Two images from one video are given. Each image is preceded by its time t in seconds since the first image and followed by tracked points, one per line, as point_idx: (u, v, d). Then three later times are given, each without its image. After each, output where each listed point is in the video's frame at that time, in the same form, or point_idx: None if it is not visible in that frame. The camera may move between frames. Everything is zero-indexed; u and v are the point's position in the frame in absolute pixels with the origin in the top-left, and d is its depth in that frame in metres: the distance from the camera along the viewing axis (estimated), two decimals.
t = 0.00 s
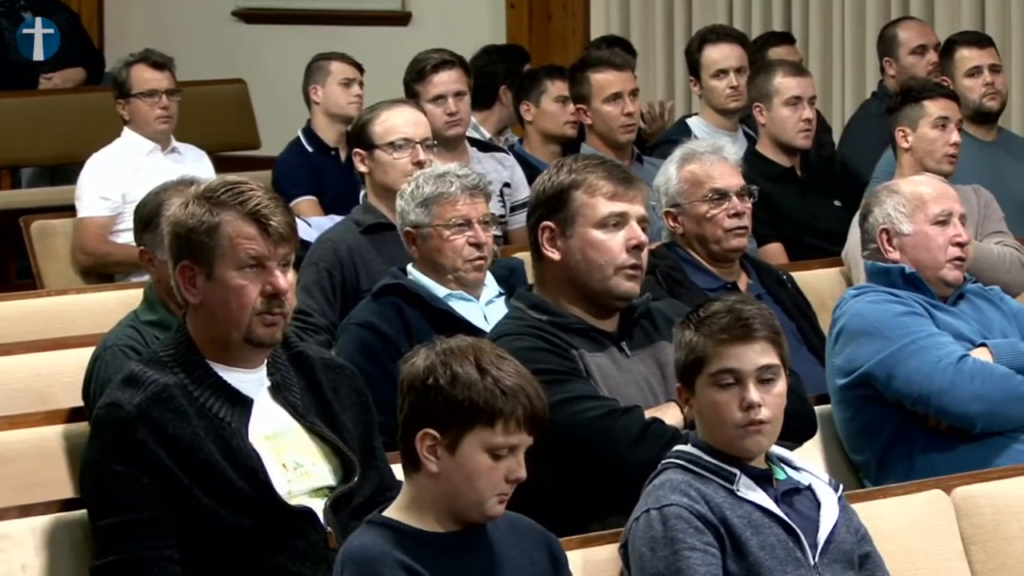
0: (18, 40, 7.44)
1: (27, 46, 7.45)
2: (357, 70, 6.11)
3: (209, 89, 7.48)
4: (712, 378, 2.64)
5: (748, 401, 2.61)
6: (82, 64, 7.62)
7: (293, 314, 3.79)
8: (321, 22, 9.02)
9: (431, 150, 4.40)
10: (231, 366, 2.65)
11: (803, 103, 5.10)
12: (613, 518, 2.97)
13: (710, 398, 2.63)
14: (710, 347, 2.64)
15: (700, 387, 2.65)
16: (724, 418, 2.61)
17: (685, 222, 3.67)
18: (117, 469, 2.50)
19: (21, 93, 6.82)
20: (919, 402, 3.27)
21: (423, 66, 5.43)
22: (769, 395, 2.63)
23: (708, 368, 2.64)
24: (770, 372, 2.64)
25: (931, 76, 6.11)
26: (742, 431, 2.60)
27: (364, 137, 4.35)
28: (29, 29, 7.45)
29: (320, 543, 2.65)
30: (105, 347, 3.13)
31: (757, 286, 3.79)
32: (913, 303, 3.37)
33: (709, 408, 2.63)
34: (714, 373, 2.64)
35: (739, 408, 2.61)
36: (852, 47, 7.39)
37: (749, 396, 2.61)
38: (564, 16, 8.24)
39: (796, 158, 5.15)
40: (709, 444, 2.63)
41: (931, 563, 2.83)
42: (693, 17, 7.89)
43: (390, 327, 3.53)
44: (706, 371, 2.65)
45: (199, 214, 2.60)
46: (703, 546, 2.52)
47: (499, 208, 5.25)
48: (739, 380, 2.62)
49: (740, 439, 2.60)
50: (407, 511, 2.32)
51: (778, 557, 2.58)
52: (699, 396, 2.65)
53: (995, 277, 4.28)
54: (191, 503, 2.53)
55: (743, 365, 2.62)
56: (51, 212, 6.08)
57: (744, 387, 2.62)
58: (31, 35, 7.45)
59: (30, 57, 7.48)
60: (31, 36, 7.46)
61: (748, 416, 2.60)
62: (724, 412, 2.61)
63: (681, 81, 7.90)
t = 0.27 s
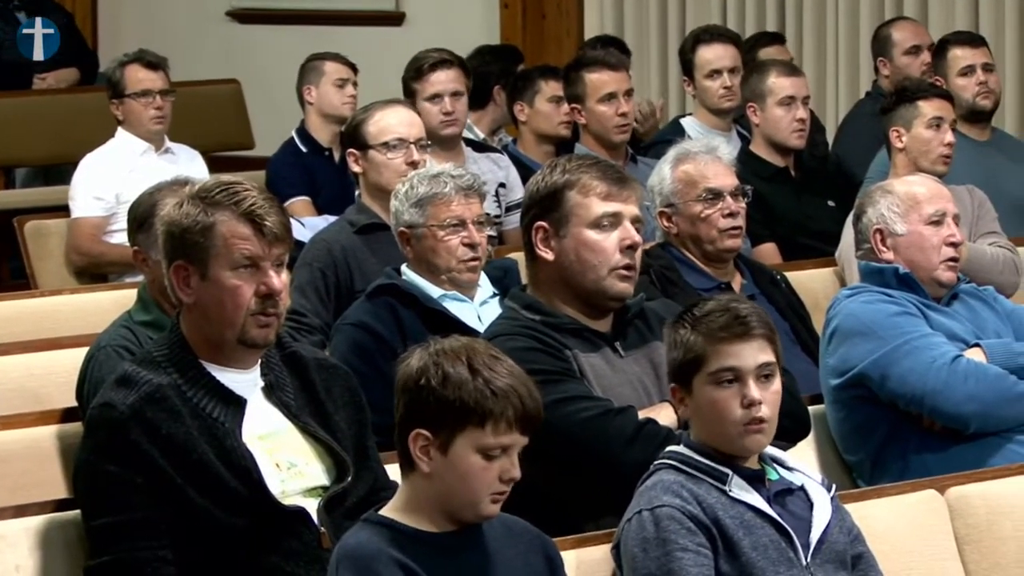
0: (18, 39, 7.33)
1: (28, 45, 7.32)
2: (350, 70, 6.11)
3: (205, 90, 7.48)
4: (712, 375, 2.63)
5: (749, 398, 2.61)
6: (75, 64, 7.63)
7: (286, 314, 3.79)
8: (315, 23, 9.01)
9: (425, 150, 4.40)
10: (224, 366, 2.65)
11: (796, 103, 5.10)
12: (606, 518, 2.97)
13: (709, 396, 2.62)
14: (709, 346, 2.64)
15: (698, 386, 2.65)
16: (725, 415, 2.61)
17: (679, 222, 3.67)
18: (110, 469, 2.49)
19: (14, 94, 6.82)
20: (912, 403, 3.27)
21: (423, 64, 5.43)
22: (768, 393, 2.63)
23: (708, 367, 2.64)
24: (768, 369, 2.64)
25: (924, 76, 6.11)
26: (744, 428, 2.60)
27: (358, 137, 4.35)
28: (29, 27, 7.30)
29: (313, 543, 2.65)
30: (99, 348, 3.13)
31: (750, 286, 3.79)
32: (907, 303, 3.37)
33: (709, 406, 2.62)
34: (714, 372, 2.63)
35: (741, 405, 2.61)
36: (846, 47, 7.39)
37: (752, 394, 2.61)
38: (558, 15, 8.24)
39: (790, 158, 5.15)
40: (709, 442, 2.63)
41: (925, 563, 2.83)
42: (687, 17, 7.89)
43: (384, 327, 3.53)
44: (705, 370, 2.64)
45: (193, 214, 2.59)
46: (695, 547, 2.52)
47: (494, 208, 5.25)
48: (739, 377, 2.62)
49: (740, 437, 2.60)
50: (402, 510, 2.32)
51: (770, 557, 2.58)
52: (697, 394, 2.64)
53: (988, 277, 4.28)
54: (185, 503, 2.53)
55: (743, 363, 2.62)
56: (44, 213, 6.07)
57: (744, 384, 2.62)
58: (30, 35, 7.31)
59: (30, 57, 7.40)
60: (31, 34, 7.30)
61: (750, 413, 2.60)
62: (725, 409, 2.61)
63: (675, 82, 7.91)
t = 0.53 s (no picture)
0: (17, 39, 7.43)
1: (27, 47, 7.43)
2: (337, 71, 6.10)
3: (192, 92, 7.47)
4: (701, 378, 2.64)
5: (740, 397, 2.62)
6: (63, 66, 7.62)
7: (274, 315, 3.78)
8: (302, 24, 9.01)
9: (413, 151, 4.40)
10: (212, 368, 2.64)
11: (785, 104, 5.10)
12: (594, 520, 2.97)
13: (698, 398, 2.63)
14: (697, 349, 2.64)
15: (687, 389, 2.65)
16: (717, 417, 2.61)
17: (667, 224, 3.67)
18: (97, 470, 2.48)
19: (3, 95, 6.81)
20: (900, 405, 3.27)
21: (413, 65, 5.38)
22: (756, 390, 2.64)
23: (696, 369, 2.64)
24: (755, 367, 2.65)
25: (912, 77, 6.12)
26: (738, 428, 2.61)
27: (346, 139, 4.34)
28: (29, 29, 7.42)
29: (300, 545, 2.64)
30: (86, 350, 3.12)
31: (738, 287, 3.79)
32: (894, 304, 3.37)
33: (700, 409, 2.62)
34: (703, 374, 2.64)
35: (732, 405, 2.62)
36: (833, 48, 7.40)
37: (743, 392, 2.62)
38: (548, 17, 8.25)
39: (778, 160, 5.15)
40: (702, 445, 2.63)
41: (913, 564, 2.84)
42: (674, 18, 7.90)
43: (372, 329, 3.53)
44: (694, 373, 2.64)
45: (182, 215, 2.59)
46: (683, 549, 2.51)
47: (482, 210, 5.25)
48: (728, 378, 2.63)
49: (734, 436, 2.60)
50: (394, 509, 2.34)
51: (758, 558, 2.58)
52: (686, 398, 2.65)
53: (975, 279, 4.29)
54: (172, 504, 2.52)
55: (731, 363, 2.62)
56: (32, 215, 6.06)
57: (733, 384, 2.63)
58: (30, 35, 7.42)
59: (29, 57, 7.47)
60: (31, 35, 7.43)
61: (742, 412, 2.61)
62: (717, 411, 2.61)
63: (663, 83, 7.91)
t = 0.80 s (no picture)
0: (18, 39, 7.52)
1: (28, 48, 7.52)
2: (317, 73, 6.10)
3: (171, 93, 7.46)
4: (682, 381, 2.64)
5: (722, 400, 2.63)
6: (42, 69, 7.57)
7: (254, 317, 3.77)
8: (283, 26, 8.99)
9: (394, 153, 4.39)
10: (192, 370, 2.63)
11: (764, 106, 5.11)
12: (575, 521, 2.96)
13: (680, 402, 2.63)
14: (679, 352, 2.64)
15: (669, 392, 2.64)
16: (698, 420, 2.61)
17: (647, 225, 3.67)
18: (77, 472, 2.48)
19: None
20: (880, 406, 3.27)
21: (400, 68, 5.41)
22: (736, 392, 2.65)
23: (677, 373, 2.64)
24: (735, 369, 2.66)
25: (892, 79, 6.13)
26: (718, 431, 2.61)
27: (326, 140, 4.34)
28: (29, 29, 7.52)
29: (280, 547, 2.63)
30: (66, 351, 3.11)
31: (718, 289, 3.79)
32: (874, 306, 3.37)
33: (681, 412, 2.62)
34: (684, 377, 2.64)
35: (714, 408, 2.62)
36: (814, 51, 7.40)
37: (724, 396, 2.63)
38: (527, 20, 8.20)
39: (758, 162, 5.15)
40: (681, 447, 2.63)
41: (892, 566, 2.83)
42: (654, 19, 7.90)
43: (352, 331, 3.52)
44: (676, 376, 2.64)
45: (161, 217, 2.58)
46: (662, 552, 2.51)
47: (462, 213, 5.25)
48: (710, 381, 2.63)
49: (715, 439, 2.61)
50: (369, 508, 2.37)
51: (736, 561, 2.58)
52: (667, 400, 2.64)
53: (955, 281, 4.29)
54: (152, 507, 2.52)
55: (713, 366, 2.63)
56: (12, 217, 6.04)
57: (715, 387, 2.63)
58: (30, 35, 7.51)
59: (30, 57, 7.53)
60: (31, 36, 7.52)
61: (723, 416, 2.62)
62: (699, 414, 2.61)
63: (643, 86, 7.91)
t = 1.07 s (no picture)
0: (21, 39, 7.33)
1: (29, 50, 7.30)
2: (293, 75, 6.10)
3: (146, 95, 7.45)
4: (658, 386, 2.63)
5: (697, 405, 2.62)
6: (19, 70, 7.58)
7: (230, 318, 3.75)
8: (258, 27, 8.96)
9: (369, 155, 4.38)
10: (167, 372, 2.62)
11: (740, 107, 5.12)
12: (552, 523, 2.96)
13: (656, 406, 2.62)
14: (656, 357, 2.63)
15: (644, 396, 2.64)
16: (673, 424, 2.61)
17: (622, 227, 3.67)
18: (52, 475, 2.47)
19: None
20: (855, 408, 3.27)
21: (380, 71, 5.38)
22: (712, 396, 2.65)
23: (654, 377, 2.63)
24: (711, 373, 2.65)
25: (867, 81, 6.14)
26: (693, 435, 2.61)
27: (301, 142, 4.33)
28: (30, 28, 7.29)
29: (255, 549, 2.62)
30: (42, 353, 3.10)
31: (693, 291, 3.79)
32: (849, 308, 3.38)
33: (656, 417, 2.62)
34: (661, 382, 2.63)
35: (689, 413, 2.62)
36: (789, 52, 7.44)
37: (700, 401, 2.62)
38: (502, 21, 8.18)
39: (734, 163, 5.15)
40: (655, 450, 2.63)
41: (868, 566, 2.84)
42: (630, 21, 7.90)
43: (327, 332, 3.51)
44: (652, 380, 2.63)
45: (136, 219, 2.56)
46: (636, 554, 2.51)
47: (439, 216, 5.25)
48: (685, 386, 2.63)
49: (690, 444, 2.61)
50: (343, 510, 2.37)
51: (711, 562, 2.58)
52: (642, 404, 2.64)
53: (930, 283, 4.30)
54: (127, 509, 2.51)
55: (689, 371, 2.62)
56: None
57: (691, 392, 2.63)
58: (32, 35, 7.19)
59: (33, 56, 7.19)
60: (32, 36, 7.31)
61: (698, 420, 2.61)
62: (674, 418, 2.61)
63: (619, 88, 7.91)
